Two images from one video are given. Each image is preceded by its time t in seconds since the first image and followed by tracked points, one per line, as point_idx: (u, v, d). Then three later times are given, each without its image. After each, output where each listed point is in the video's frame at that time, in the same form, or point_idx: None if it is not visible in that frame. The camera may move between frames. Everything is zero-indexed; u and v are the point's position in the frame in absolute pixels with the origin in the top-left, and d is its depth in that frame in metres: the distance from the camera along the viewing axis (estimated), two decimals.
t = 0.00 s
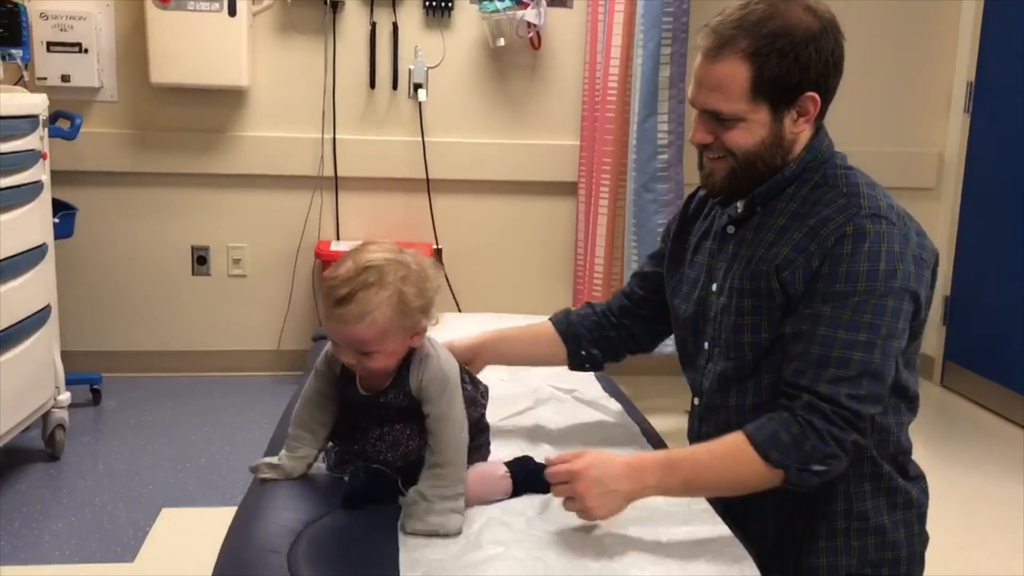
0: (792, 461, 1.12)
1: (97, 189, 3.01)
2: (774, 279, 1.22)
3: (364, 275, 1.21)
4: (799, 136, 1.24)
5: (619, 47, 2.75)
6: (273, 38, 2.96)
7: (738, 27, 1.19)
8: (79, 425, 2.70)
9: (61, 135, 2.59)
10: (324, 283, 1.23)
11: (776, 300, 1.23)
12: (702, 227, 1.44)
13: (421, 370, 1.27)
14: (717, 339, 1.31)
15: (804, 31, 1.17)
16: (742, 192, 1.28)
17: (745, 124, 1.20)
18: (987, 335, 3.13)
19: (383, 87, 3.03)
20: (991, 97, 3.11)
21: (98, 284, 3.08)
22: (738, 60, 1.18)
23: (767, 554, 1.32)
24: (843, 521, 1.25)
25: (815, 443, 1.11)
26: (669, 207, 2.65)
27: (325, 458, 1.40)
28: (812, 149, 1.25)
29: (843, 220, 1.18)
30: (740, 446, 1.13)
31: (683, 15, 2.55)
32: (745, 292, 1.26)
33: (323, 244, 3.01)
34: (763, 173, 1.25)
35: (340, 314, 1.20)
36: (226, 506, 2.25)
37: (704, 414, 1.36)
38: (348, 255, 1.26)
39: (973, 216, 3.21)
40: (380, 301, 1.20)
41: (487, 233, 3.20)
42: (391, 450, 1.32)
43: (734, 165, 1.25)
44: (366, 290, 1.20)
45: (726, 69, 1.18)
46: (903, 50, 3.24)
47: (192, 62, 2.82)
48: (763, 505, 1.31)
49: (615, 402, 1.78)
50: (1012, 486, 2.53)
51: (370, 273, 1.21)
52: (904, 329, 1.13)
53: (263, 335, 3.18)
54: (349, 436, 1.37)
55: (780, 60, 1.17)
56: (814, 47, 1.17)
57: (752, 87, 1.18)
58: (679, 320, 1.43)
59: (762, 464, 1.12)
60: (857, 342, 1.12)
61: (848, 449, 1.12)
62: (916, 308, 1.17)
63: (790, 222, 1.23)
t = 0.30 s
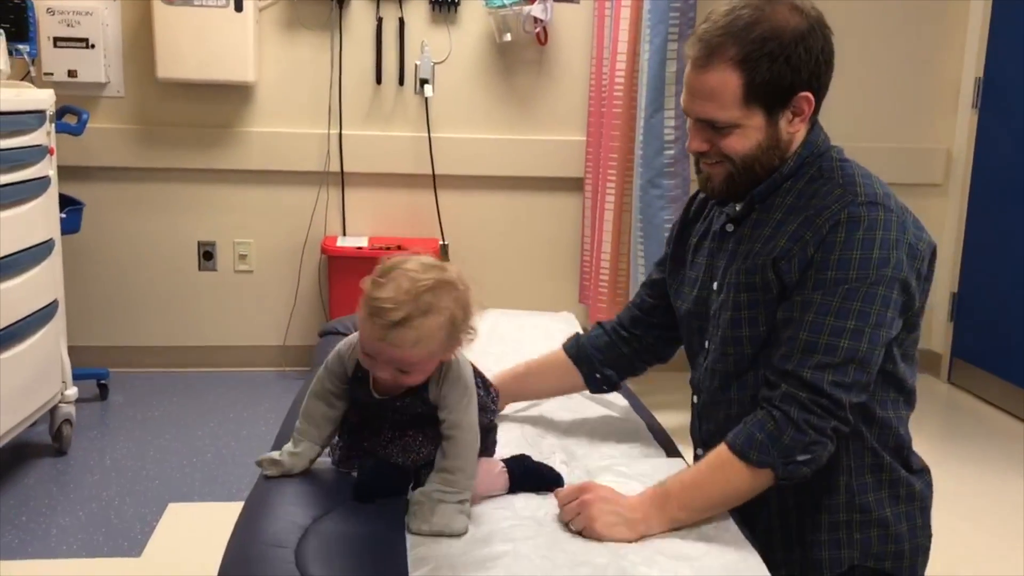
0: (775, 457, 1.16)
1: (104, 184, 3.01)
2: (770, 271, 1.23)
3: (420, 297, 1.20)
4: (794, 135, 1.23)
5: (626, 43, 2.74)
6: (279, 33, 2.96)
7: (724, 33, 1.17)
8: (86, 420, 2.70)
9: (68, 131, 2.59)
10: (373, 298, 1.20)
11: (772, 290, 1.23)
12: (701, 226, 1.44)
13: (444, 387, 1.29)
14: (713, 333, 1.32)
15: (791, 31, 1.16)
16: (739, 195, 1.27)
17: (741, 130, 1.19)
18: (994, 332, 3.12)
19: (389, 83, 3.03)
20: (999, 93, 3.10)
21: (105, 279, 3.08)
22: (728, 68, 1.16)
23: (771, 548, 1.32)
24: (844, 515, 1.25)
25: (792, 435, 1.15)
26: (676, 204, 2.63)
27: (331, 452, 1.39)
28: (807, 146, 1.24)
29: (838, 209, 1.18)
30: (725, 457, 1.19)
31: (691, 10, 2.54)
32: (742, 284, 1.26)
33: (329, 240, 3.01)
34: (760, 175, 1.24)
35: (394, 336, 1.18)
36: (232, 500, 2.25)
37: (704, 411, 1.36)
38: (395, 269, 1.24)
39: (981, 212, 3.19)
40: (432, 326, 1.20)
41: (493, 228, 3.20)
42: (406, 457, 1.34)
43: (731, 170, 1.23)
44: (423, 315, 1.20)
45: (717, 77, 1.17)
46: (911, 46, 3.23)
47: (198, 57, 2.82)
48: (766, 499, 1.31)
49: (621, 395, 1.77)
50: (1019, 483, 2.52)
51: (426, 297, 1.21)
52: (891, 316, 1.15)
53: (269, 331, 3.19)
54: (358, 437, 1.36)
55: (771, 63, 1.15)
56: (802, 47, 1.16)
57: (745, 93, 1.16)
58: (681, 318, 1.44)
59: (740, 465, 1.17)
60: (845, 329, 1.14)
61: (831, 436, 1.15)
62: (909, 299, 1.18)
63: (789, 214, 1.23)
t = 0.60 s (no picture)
0: (771, 450, 1.15)
1: (108, 185, 3.02)
2: (774, 264, 1.22)
3: (454, 332, 1.16)
4: (811, 126, 1.23)
5: (628, 41, 2.74)
6: (281, 33, 2.97)
7: (736, 27, 1.17)
8: (92, 420, 2.71)
9: (71, 132, 2.60)
10: (406, 336, 1.16)
11: (776, 284, 1.22)
12: (714, 218, 1.46)
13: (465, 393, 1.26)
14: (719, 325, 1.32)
15: (804, 23, 1.16)
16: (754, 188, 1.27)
17: (756, 123, 1.19)
18: (998, 328, 3.12)
19: (392, 81, 3.03)
20: (1003, 88, 3.09)
21: (110, 279, 3.09)
22: (741, 62, 1.16)
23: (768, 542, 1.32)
24: (841, 512, 1.24)
25: (789, 429, 1.14)
26: (680, 200, 2.63)
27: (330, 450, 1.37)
28: (823, 138, 1.24)
29: (849, 204, 1.18)
30: (725, 454, 1.18)
31: (692, 8, 2.53)
32: (746, 277, 1.25)
33: (332, 239, 3.01)
34: (776, 168, 1.24)
35: (430, 375, 1.15)
36: (237, 499, 2.26)
37: (705, 402, 1.37)
38: (422, 300, 1.18)
39: (985, 207, 3.19)
40: (467, 358, 1.18)
41: (496, 227, 3.20)
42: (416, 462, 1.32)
43: (746, 163, 1.24)
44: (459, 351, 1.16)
45: (729, 71, 1.17)
46: (913, 41, 3.22)
47: (201, 58, 2.82)
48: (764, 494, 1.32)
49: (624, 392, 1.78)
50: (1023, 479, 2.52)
51: (460, 331, 1.17)
52: (897, 314, 1.14)
53: (274, 330, 3.19)
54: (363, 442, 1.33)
55: (784, 56, 1.15)
56: (816, 38, 1.16)
57: (758, 86, 1.16)
58: (691, 304, 1.46)
59: (743, 462, 1.17)
60: (849, 323, 1.14)
61: (827, 429, 1.15)
62: (916, 295, 1.18)
63: (800, 207, 1.22)
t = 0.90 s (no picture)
0: (805, 465, 1.14)
1: (110, 191, 3.03)
2: (786, 270, 1.21)
3: (422, 385, 1.10)
4: (828, 121, 1.21)
5: (626, 41, 2.75)
6: (280, 38, 2.98)
7: (759, 18, 1.17)
8: (96, 426, 2.72)
9: (72, 140, 2.60)
10: (376, 401, 1.11)
11: (788, 290, 1.21)
12: (732, 215, 1.47)
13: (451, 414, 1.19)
14: (733, 324, 1.32)
15: (826, 15, 1.16)
16: (769, 181, 1.27)
17: (773, 112, 1.18)
18: (1000, 323, 3.12)
19: (391, 84, 3.04)
20: (1003, 83, 3.09)
21: (113, 286, 3.10)
22: (763, 49, 1.16)
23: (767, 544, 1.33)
24: (841, 517, 1.24)
25: (825, 444, 1.13)
26: (680, 200, 2.65)
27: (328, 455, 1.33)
28: (840, 139, 1.22)
29: (858, 212, 1.15)
30: (758, 461, 1.16)
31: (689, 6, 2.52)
32: (758, 282, 1.24)
33: (334, 243, 3.02)
34: (792, 163, 1.23)
35: (414, 427, 1.12)
36: (242, 504, 2.26)
37: (706, 397, 1.38)
38: (382, 358, 1.12)
39: (986, 203, 3.19)
40: (445, 402, 1.13)
41: (497, 228, 3.20)
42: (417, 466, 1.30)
43: (763, 154, 1.23)
44: (432, 402, 1.11)
45: (750, 59, 1.16)
46: (912, 37, 3.22)
47: (200, 64, 2.83)
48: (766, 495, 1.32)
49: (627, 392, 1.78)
50: None
51: (432, 379, 1.11)
52: (913, 325, 1.13)
53: (277, 334, 3.20)
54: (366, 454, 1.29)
55: (805, 46, 1.15)
56: (837, 30, 1.15)
57: (778, 75, 1.16)
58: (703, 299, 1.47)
59: (775, 472, 1.15)
60: (868, 337, 1.12)
61: (864, 446, 1.14)
62: (930, 305, 1.16)
63: (812, 211, 1.20)
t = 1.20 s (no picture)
0: (806, 466, 1.14)
1: (110, 199, 3.03)
2: (796, 273, 1.21)
3: (405, 386, 1.12)
4: (833, 126, 1.21)
5: (625, 43, 2.75)
6: (279, 44, 2.98)
7: (758, 25, 1.16)
8: (98, 433, 2.72)
9: (71, 147, 2.60)
10: (360, 404, 1.13)
11: (797, 293, 1.21)
12: (737, 219, 1.47)
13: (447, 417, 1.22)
14: (741, 328, 1.32)
15: (826, 18, 1.14)
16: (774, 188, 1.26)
17: (778, 120, 1.18)
18: (1001, 322, 3.12)
19: (390, 89, 3.04)
20: (1002, 82, 3.09)
21: (113, 293, 3.10)
22: (764, 58, 1.15)
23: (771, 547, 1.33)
24: (845, 520, 1.24)
25: (826, 445, 1.13)
26: (680, 202, 2.63)
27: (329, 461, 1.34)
28: (846, 142, 1.22)
29: (869, 215, 1.15)
30: (757, 463, 1.16)
31: (688, 9, 2.52)
32: (768, 285, 1.25)
33: (334, 247, 3.02)
34: (798, 168, 1.22)
35: (397, 430, 1.13)
36: (244, 510, 2.26)
37: (712, 400, 1.38)
38: (365, 362, 1.14)
39: (986, 202, 3.19)
40: (429, 404, 1.15)
41: (497, 232, 3.20)
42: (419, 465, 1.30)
43: (768, 161, 1.22)
44: (415, 402, 1.13)
45: (751, 67, 1.16)
46: (910, 37, 3.22)
47: (199, 71, 2.83)
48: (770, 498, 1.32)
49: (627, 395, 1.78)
50: None
51: (414, 380, 1.13)
52: (922, 327, 1.12)
53: (277, 340, 3.20)
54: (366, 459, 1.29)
55: (807, 52, 1.14)
56: (839, 34, 1.14)
57: (781, 82, 1.15)
58: (709, 303, 1.47)
59: (775, 474, 1.15)
60: (877, 340, 1.11)
61: (863, 447, 1.13)
62: (940, 308, 1.15)
63: (822, 214, 1.20)
